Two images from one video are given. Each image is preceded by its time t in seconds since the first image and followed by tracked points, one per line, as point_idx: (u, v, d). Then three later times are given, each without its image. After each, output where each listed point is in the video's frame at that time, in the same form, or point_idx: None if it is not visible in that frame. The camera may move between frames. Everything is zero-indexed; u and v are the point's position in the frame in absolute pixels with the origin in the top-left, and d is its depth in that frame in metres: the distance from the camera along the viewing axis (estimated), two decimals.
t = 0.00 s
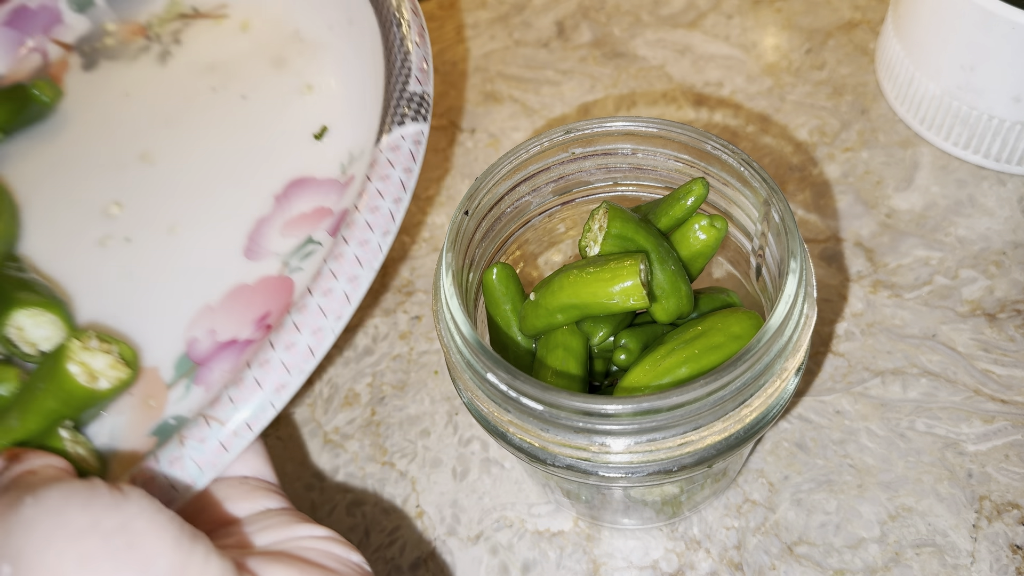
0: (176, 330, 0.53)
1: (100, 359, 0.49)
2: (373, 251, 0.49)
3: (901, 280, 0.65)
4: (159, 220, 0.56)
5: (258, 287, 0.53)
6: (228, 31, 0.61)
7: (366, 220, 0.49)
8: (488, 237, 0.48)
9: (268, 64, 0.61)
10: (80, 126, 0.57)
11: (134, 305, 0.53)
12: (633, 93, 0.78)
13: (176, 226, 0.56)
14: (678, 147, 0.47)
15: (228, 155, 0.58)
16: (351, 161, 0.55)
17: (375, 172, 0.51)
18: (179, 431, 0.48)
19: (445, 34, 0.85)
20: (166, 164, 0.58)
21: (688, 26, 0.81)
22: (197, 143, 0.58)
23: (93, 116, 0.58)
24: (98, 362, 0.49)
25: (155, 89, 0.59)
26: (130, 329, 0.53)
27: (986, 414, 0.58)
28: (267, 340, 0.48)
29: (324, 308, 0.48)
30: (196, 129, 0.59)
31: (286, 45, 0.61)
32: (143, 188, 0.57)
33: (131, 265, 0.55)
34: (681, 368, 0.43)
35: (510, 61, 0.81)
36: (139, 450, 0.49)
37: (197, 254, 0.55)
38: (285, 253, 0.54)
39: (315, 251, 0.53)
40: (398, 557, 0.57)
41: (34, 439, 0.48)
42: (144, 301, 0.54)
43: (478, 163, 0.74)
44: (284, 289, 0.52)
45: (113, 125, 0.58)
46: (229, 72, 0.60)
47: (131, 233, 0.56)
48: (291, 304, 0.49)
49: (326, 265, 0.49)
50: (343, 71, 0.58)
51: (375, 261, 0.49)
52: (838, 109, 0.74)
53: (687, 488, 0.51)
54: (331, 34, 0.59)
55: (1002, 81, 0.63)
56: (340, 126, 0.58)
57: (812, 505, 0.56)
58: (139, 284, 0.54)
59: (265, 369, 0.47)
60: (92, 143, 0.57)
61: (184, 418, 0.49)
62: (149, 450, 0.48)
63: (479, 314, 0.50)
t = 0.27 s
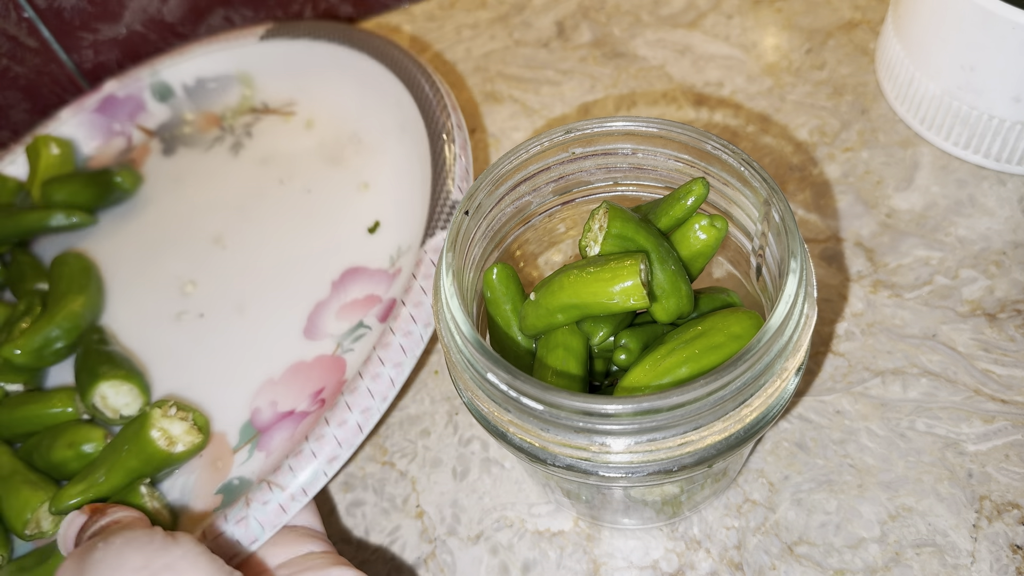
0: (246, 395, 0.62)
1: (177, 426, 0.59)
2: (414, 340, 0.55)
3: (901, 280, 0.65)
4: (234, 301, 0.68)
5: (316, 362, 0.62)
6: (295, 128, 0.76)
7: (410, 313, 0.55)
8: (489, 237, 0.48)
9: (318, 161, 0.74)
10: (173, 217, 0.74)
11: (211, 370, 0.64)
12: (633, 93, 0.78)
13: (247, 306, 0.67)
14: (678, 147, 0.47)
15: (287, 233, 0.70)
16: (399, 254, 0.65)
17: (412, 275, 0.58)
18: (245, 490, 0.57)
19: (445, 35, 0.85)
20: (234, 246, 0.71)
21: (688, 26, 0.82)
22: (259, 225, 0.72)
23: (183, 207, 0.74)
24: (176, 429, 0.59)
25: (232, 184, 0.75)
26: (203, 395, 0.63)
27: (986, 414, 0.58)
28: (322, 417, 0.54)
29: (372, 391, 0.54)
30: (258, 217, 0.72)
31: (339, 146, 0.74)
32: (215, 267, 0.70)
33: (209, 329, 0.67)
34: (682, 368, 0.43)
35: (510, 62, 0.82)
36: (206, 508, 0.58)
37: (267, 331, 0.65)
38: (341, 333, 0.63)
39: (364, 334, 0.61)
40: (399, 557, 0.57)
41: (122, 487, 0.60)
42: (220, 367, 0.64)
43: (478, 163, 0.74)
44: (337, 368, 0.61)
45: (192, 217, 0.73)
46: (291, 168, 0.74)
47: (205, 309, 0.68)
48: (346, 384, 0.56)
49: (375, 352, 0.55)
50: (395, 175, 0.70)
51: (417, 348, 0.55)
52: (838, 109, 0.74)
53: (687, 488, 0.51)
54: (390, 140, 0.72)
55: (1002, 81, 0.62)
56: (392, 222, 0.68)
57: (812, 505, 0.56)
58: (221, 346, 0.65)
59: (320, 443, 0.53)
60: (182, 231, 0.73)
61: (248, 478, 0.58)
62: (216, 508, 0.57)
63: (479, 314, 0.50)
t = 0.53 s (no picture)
0: (258, 448, 0.62)
1: (204, 479, 0.59)
2: (448, 408, 0.58)
3: (900, 280, 0.65)
4: (247, 345, 0.67)
5: (328, 426, 0.62)
6: (312, 165, 0.76)
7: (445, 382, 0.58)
8: (489, 237, 0.48)
9: (337, 208, 0.73)
10: (184, 243, 0.74)
11: (222, 416, 0.64)
12: (633, 94, 0.78)
13: (261, 352, 0.66)
14: (678, 146, 0.47)
15: (301, 279, 0.70)
16: (415, 328, 0.65)
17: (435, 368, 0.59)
18: (262, 548, 0.58)
19: (445, 34, 0.85)
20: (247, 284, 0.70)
21: (688, 26, 0.82)
22: (273, 263, 0.71)
23: (193, 233, 0.74)
24: (203, 482, 0.59)
25: (245, 217, 0.74)
26: (214, 443, 0.63)
27: (986, 414, 0.58)
28: (348, 499, 0.55)
29: (396, 480, 0.56)
30: (271, 257, 0.72)
31: (358, 194, 0.73)
32: (228, 303, 0.70)
33: (221, 371, 0.66)
34: (682, 368, 0.43)
35: (510, 62, 0.82)
36: (221, 560, 0.58)
37: (278, 382, 0.65)
38: (355, 401, 0.63)
39: (380, 406, 0.62)
40: (398, 557, 0.57)
41: (144, 530, 0.60)
42: (231, 418, 0.64)
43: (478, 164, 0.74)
44: (353, 436, 0.61)
45: (204, 246, 0.73)
46: (308, 210, 0.74)
47: (217, 346, 0.68)
48: (378, 453, 0.59)
49: (399, 442, 0.57)
50: (416, 239, 0.70)
51: (437, 442, 0.57)
52: (838, 109, 0.74)
53: (687, 488, 0.51)
54: (412, 202, 0.71)
55: (1002, 81, 0.62)
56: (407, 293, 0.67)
57: (812, 505, 0.56)
58: (233, 395, 0.65)
59: (346, 524, 0.55)
60: (194, 260, 0.73)
61: (264, 532, 0.58)
62: (232, 559, 0.58)
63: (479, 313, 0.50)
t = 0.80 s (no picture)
0: (255, 464, 0.62)
1: (204, 497, 0.60)
2: (443, 433, 0.58)
3: (900, 280, 0.65)
4: (247, 358, 0.67)
5: (325, 444, 0.62)
6: (313, 175, 0.76)
7: (442, 407, 0.58)
8: (489, 237, 0.48)
9: (337, 219, 0.73)
10: (184, 250, 0.74)
11: (221, 430, 0.64)
12: (633, 94, 0.78)
13: (260, 365, 0.66)
14: (678, 147, 0.47)
15: (300, 291, 0.70)
16: (414, 348, 0.65)
17: (433, 392, 0.59)
18: (258, 565, 0.58)
19: (445, 34, 0.85)
20: (246, 294, 0.71)
21: (688, 26, 0.82)
22: (272, 273, 0.71)
23: (193, 240, 0.74)
24: (202, 500, 0.59)
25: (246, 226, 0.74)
26: (212, 457, 0.63)
27: (986, 414, 0.58)
28: (343, 522, 0.56)
29: (391, 504, 0.56)
30: (271, 268, 0.72)
31: (359, 206, 0.73)
32: (227, 313, 0.70)
33: (220, 383, 0.66)
34: (682, 368, 0.43)
35: (510, 62, 0.82)
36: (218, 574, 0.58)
37: (277, 396, 0.65)
38: (352, 419, 0.63)
39: (377, 426, 0.62)
40: (398, 557, 0.57)
41: (143, 544, 0.60)
42: (230, 433, 0.64)
43: (478, 164, 0.74)
44: (349, 456, 0.61)
45: (204, 254, 0.73)
46: (308, 220, 0.74)
47: (217, 357, 0.68)
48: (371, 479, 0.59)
49: (394, 466, 0.57)
50: (415, 256, 0.70)
51: (434, 466, 0.57)
52: (838, 109, 0.75)
53: (687, 488, 0.51)
54: (412, 218, 0.71)
55: (1002, 81, 0.62)
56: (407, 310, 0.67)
57: (812, 505, 0.56)
58: (232, 409, 0.65)
59: (341, 547, 0.55)
60: (194, 268, 0.73)
61: (260, 549, 0.59)
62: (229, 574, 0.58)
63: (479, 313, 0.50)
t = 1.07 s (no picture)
0: (255, 464, 0.62)
1: (204, 497, 0.60)
2: (444, 432, 0.58)
3: (900, 280, 0.65)
4: (246, 357, 0.67)
5: (325, 444, 0.62)
6: (313, 175, 0.76)
7: (442, 406, 0.58)
8: (489, 237, 0.48)
9: (337, 219, 0.73)
10: (184, 250, 0.74)
11: (221, 430, 0.64)
12: (633, 94, 0.78)
13: (260, 365, 0.66)
14: (678, 147, 0.47)
15: (300, 291, 0.70)
16: (414, 348, 0.65)
17: (433, 392, 0.59)
18: (258, 565, 0.58)
19: (445, 34, 0.85)
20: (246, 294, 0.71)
21: (688, 26, 0.82)
22: (272, 273, 0.71)
23: (193, 239, 0.74)
24: (202, 500, 0.59)
25: (246, 226, 0.74)
26: (212, 457, 0.63)
27: (986, 414, 0.58)
28: (343, 522, 0.56)
29: (391, 504, 0.56)
30: (271, 268, 0.72)
31: (359, 207, 0.73)
32: (227, 313, 0.70)
33: (220, 383, 0.66)
34: (681, 368, 0.43)
35: (510, 62, 0.82)
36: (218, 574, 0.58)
37: (277, 396, 0.65)
38: (352, 419, 0.63)
39: (377, 426, 0.62)
40: (398, 557, 0.57)
41: (143, 545, 0.60)
42: (230, 432, 0.64)
43: (478, 164, 0.75)
44: (349, 455, 0.61)
45: (204, 254, 0.73)
46: (308, 220, 0.74)
47: (217, 357, 0.68)
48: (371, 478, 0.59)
49: (394, 466, 0.57)
50: (415, 256, 0.70)
51: (434, 466, 0.57)
52: (838, 109, 0.75)
53: (687, 488, 0.51)
54: (412, 219, 0.71)
55: (1002, 81, 0.62)
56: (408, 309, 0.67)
57: (812, 505, 0.56)
58: (232, 408, 0.65)
59: (340, 548, 0.55)
60: (194, 268, 0.73)
61: (261, 549, 0.59)
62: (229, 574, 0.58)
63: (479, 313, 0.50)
